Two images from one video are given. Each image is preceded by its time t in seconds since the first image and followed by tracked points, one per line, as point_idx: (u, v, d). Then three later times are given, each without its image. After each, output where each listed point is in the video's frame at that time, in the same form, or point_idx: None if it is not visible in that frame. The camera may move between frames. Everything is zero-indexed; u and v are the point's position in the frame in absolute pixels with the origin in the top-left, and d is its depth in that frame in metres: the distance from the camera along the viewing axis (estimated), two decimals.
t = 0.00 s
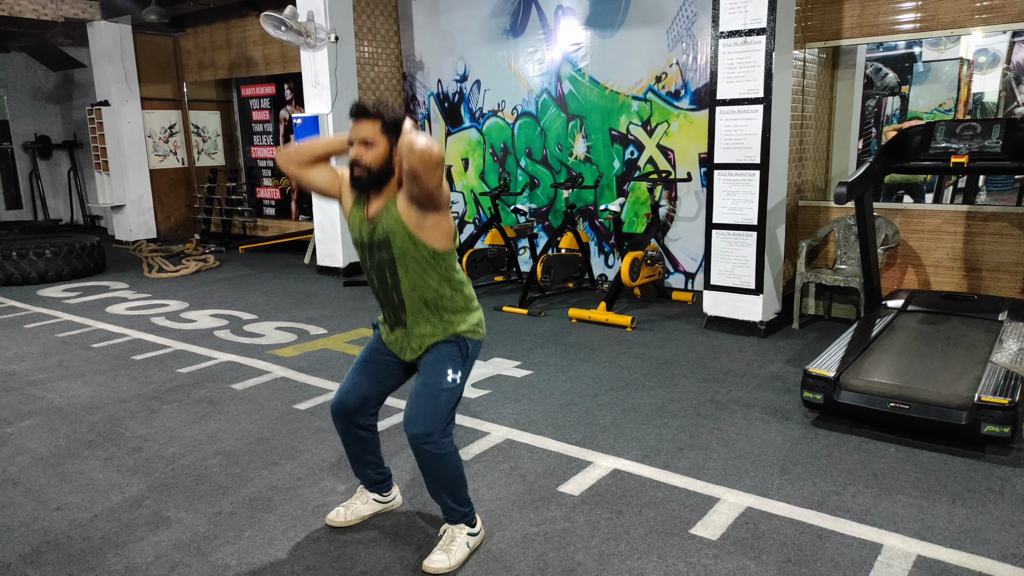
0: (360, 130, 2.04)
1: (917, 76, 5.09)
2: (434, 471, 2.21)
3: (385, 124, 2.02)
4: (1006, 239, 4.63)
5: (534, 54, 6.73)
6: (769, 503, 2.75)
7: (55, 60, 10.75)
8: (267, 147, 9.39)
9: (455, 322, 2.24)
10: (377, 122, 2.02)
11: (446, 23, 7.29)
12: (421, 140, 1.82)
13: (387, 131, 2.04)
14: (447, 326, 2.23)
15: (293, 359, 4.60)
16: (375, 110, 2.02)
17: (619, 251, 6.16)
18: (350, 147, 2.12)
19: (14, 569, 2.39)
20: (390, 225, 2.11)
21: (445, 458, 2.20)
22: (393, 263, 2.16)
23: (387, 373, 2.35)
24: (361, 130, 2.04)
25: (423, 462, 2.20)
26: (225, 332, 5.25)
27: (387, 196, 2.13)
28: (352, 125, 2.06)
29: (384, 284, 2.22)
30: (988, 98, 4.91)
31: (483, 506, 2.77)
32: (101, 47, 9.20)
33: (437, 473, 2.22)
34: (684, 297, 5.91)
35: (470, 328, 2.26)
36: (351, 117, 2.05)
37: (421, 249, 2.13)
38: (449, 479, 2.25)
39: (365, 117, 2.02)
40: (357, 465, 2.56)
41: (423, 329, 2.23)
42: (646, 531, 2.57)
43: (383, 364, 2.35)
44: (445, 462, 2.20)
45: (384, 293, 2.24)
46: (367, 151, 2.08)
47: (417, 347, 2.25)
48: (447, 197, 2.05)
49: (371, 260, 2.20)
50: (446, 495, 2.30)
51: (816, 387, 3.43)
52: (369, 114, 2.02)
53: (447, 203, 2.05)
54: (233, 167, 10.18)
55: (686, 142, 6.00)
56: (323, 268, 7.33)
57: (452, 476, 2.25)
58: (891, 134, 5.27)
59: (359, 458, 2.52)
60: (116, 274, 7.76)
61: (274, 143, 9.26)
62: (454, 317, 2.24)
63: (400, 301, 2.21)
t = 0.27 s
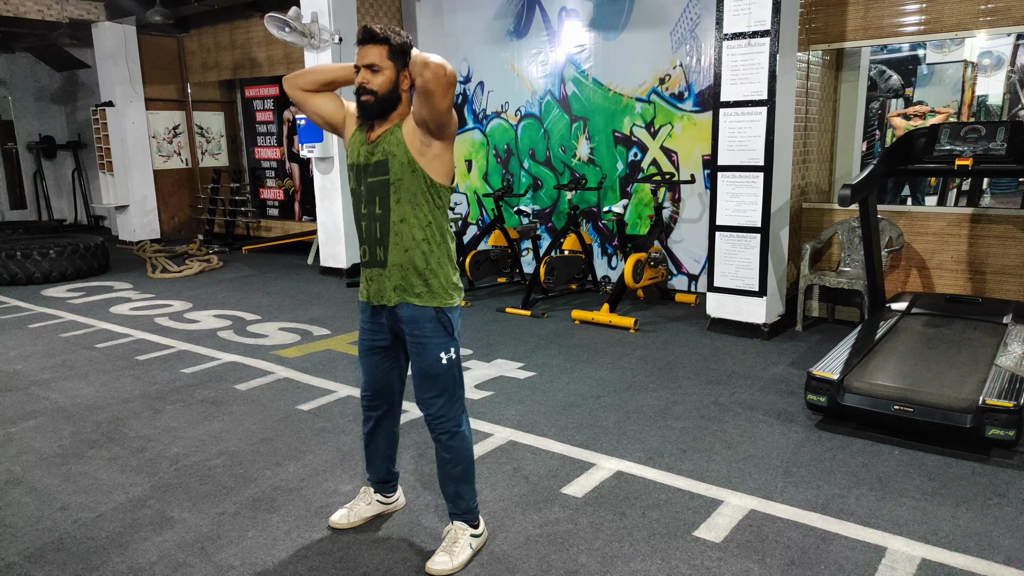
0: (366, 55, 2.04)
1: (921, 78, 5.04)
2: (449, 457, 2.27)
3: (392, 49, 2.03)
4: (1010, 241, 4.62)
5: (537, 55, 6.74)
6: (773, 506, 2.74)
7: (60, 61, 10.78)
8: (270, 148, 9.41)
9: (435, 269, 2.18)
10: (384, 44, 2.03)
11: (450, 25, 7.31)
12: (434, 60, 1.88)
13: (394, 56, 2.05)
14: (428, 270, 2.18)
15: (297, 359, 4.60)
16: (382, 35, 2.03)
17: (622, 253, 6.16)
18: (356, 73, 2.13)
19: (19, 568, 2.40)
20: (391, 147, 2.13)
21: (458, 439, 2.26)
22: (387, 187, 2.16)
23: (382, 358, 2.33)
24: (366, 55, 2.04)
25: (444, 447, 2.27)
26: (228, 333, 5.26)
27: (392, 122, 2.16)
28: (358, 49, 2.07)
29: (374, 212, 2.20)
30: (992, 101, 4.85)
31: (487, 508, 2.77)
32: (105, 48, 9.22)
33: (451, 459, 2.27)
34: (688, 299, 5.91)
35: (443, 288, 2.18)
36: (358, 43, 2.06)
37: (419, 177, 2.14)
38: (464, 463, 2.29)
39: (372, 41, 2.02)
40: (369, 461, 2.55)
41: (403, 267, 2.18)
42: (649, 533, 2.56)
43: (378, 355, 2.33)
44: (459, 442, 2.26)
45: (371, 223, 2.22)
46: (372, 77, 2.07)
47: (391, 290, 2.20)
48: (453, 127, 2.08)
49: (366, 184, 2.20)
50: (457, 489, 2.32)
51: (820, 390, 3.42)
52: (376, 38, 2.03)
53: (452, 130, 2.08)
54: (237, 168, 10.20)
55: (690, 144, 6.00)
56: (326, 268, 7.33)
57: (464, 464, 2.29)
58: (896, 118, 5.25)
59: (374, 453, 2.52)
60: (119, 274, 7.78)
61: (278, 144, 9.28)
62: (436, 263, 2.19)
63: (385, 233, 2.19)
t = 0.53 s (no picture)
0: (371, 60, 2.06)
1: (923, 81, 5.13)
2: (452, 458, 2.26)
3: (397, 54, 2.05)
4: (1012, 245, 4.62)
5: (539, 57, 6.74)
6: (775, 508, 2.74)
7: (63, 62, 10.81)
8: (273, 149, 9.42)
9: (427, 277, 2.19)
10: (389, 50, 2.05)
11: (453, 27, 7.32)
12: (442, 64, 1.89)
13: (399, 61, 2.06)
14: (421, 276, 2.18)
15: (298, 361, 4.60)
16: (387, 40, 2.05)
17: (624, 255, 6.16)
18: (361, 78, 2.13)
19: (19, 568, 2.39)
20: (396, 150, 2.13)
21: (461, 440, 2.26)
22: (388, 188, 2.16)
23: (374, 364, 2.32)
24: (372, 60, 2.06)
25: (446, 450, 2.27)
26: (230, 334, 5.26)
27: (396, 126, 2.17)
28: (363, 55, 2.08)
29: (372, 212, 2.19)
30: (995, 104, 4.97)
31: (488, 509, 2.77)
32: (109, 49, 9.25)
33: (454, 459, 2.27)
34: (689, 301, 5.91)
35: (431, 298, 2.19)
36: (364, 48, 2.07)
37: (422, 181, 2.15)
38: (467, 464, 2.29)
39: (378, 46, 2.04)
40: (371, 462, 2.55)
41: (396, 271, 2.17)
42: (650, 536, 2.56)
43: (370, 362, 2.32)
44: (460, 444, 2.26)
45: (368, 223, 2.20)
46: (377, 83, 2.09)
47: (381, 295, 2.18)
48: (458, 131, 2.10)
49: (367, 186, 2.20)
50: (459, 490, 2.32)
51: (822, 393, 3.42)
52: (381, 43, 2.04)
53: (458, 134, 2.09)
54: (239, 169, 10.21)
55: (692, 147, 6.00)
56: (327, 270, 7.34)
57: (468, 464, 2.29)
58: (897, 122, 5.32)
59: (376, 455, 2.52)
60: (121, 274, 7.78)
61: (280, 145, 9.29)
62: (428, 269, 2.19)
63: (382, 235, 2.18)
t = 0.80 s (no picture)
0: (365, 56, 2.05)
1: (922, 80, 5.07)
2: (451, 459, 2.27)
3: (392, 49, 2.05)
4: (1009, 244, 4.63)
5: (538, 57, 6.74)
6: (773, 508, 2.74)
7: (61, 61, 10.79)
8: (271, 148, 9.41)
9: (428, 276, 2.18)
10: (383, 45, 2.04)
11: (451, 26, 7.31)
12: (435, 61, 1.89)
13: (393, 56, 2.05)
14: (424, 276, 2.18)
15: (297, 360, 4.60)
16: (380, 35, 2.04)
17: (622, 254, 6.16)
18: (355, 75, 2.13)
19: (17, 569, 2.39)
20: (393, 149, 2.13)
21: (460, 441, 2.26)
22: (386, 189, 2.16)
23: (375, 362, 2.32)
24: (366, 55, 2.05)
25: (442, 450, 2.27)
26: (228, 334, 5.25)
27: (392, 124, 2.16)
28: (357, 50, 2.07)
29: (371, 213, 2.19)
30: (992, 103, 4.88)
31: (486, 509, 2.77)
32: (106, 48, 9.23)
33: (453, 459, 2.27)
34: (687, 301, 5.90)
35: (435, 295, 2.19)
36: (357, 43, 2.07)
37: (419, 180, 2.14)
38: (466, 465, 2.29)
39: (372, 41, 2.04)
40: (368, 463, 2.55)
41: (396, 272, 2.17)
42: (649, 535, 2.56)
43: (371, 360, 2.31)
44: (460, 445, 2.26)
45: (368, 224, 2.20)
46: (371, 78, 2.07)
47: (384, 295, 2.17)
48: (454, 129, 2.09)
49: (365, 187, 2.19)
50: (457, 491, 2.32)
51: (820, 392, 3.42)
52: (376, 38, 2.04)
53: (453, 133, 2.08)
54: (237, 168, 10.20)
55: (690, 146, 6.00)
56: (326, 269, 7.33)
57: (467, 464, 2.29)
58: (896, 122, 5.29)
59: (372, 456, 2.52)
60: (119, 274, 7.77)
61: (278, 145, 9.28)
62: (428, 268, 2.19)
63: (382, 237, 2.18)
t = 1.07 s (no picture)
0: (357, 93, 2.03)
1: (921, 82, 5.10)
2: (450, 465, 2.23)
3: (382, 87, 2.01)
4: (1009, 245, 4.63)
5: (538, 58, 6.74)
6: (774, 509, 2.74)
7: (61, 62, 10.79)
8: (270, 150, 9.41)
9: (452, 296, 2.20)
10: (374, 82, 2.01)
11: (451, 27, 7.31)
12: (427, 105, 1.79)
13: (384, 93, 2.02)
14: (446, 298, 2.20)
15: (297, 361, 4.60)
16: (370, 73, 2.01)
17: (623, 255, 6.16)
18: (347, 113, 2.11)
19: (19, 570, 2.39)
20: (388, 192, 2.10)
21: (460, 449, 2.23)
22: (390, 232, 2.15)
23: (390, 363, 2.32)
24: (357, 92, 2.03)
25: (440, 455, 2.23)
26: (228, 335, 5.25)
27: (386, 163, 2.12)
28: (349, 88, 2.05)
29: (379, 256, 2.19)
30: (992, 105, 4.91)
31: (487, 510, 2.77)
32: (106, 49, 9.23)
33: (450, 467, 2.24)
34: (688, 302, 5.90)
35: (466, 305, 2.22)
36: (349, 81, 2.04)
37: (419, 219, 2.12)
38: (465, 473, 2.27)
39: (363, 78, 2.01)
40: (366, 464, 2.55)
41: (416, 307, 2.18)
42: (650, 536, 2.56)
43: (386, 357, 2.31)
44: (460, 452, 2.23)
45: (379, 267, 2.20)
46: (363, 116, 2.06)
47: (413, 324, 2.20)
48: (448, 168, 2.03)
49: (367, 230, 2.18)
50: (454, 496, 2.31)
51: (821, 393, 3.42)
52: (366, 77, 2.01)
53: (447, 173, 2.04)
54: (237, 170, 10.19)
55: (690, 147, 6.00)
56: (326, 271, 7.33)
57: (465, 471, 2.27)
58: (897, 130, 5.33)
59: (369, 458, 2.52)
60: (119, 275, 7.77)
61: (278, 146, 9.28)
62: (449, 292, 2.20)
63: (394, 276, 2.19)
